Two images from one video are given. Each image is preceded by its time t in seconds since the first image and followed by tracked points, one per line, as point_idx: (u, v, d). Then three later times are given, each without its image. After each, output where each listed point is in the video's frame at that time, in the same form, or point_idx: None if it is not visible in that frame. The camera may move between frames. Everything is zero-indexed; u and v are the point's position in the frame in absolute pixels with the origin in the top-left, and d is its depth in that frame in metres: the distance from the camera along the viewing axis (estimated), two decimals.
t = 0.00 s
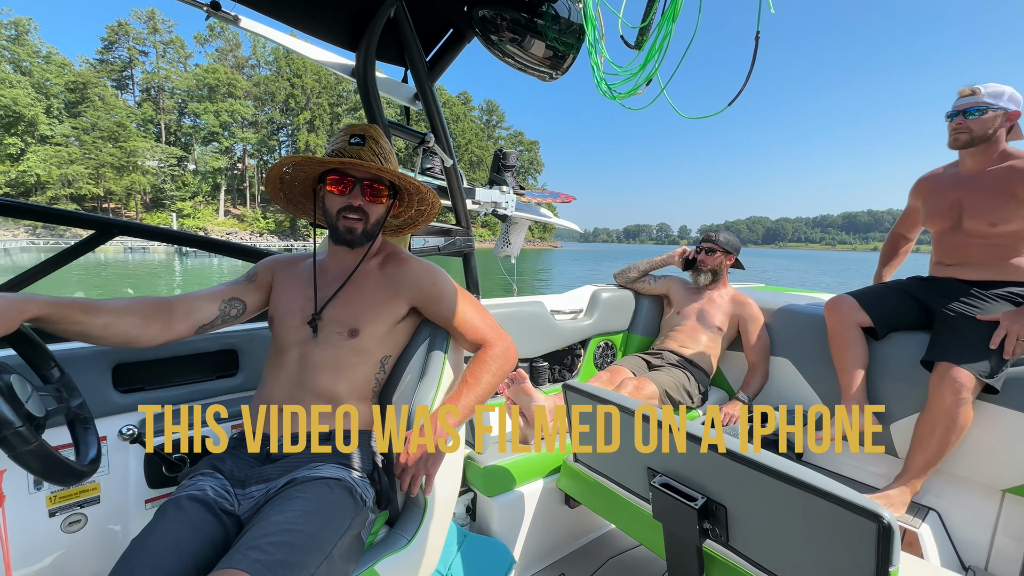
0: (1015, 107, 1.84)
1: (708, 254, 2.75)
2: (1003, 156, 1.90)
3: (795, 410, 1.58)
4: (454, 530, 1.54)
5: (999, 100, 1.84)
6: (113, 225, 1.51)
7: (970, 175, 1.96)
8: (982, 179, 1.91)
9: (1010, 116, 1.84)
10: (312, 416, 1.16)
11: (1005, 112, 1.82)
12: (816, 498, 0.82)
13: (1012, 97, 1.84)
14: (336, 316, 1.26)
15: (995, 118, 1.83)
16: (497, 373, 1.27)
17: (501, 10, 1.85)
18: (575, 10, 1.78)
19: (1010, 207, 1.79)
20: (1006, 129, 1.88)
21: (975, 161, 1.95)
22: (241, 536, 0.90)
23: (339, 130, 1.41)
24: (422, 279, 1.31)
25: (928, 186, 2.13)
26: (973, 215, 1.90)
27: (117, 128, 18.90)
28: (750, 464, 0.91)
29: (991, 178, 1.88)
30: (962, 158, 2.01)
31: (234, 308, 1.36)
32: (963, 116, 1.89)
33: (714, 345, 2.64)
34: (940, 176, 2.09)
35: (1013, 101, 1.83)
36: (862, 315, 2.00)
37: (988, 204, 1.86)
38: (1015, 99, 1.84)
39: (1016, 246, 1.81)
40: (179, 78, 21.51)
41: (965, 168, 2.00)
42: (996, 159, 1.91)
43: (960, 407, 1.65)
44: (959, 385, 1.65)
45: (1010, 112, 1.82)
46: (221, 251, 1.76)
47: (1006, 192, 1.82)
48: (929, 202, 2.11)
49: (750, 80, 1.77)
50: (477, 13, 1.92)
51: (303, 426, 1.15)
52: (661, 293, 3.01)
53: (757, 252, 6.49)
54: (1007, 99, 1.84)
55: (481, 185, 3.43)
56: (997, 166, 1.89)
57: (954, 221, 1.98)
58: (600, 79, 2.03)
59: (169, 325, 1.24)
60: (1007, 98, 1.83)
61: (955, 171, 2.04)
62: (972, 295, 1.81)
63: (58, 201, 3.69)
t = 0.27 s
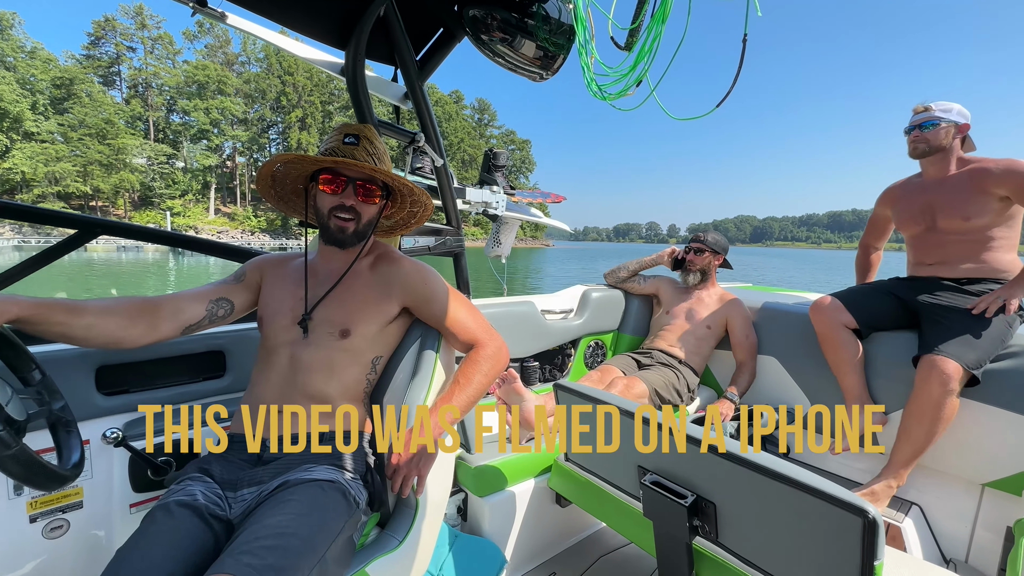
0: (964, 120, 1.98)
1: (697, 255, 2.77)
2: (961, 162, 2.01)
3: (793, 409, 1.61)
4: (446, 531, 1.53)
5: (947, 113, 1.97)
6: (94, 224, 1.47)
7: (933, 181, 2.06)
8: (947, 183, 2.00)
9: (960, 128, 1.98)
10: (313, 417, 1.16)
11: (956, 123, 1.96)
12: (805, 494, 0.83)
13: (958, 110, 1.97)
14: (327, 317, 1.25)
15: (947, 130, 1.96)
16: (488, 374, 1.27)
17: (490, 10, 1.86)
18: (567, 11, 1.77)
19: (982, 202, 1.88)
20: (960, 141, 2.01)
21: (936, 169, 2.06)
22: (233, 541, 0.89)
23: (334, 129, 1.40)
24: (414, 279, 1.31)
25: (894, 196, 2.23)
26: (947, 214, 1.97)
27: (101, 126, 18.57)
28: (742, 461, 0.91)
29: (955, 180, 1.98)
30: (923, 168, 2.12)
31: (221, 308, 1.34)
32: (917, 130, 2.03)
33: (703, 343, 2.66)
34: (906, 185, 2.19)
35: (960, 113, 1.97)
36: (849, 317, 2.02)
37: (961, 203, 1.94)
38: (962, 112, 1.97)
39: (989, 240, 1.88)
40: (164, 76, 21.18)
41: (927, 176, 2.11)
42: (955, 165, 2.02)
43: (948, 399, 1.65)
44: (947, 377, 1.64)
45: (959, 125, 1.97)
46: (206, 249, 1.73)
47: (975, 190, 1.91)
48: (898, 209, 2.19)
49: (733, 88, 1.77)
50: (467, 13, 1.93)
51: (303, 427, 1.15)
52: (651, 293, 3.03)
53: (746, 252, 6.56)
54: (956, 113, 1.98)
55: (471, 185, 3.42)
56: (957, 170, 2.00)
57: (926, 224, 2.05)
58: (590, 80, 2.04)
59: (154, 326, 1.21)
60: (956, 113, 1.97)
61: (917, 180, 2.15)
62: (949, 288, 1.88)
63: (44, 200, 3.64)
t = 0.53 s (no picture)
0: (940, 126, 2.00)
1: (688, 255, 2.80)
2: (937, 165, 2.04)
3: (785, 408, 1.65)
4: (437, 539, 1.49)
5: (924, 119, 2.00)
6: (69, 226, 1.46)
7: (910, 183, 2.10)
8: (924, 185, 2.03)
9: (936, 133, 2.00)
10: (313, 416, 1.14)
11: (932, 130, 1.98)
12: (800, 497, 0.82)
13: (936, 117, 2.00)
14: (310, 320, 1.22)
15: (922, 136, 1.98)
16: (478, 377, 1.25)
17: (479, 6, 1.86)
18: (556, 8, 1.77)
19: (958, 204, 1.91)
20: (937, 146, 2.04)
21: (911, 174, 2.08)
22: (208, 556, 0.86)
23: (330, 128, 1.39)
24: (401, 281, 1.28)
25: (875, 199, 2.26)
26: (925, 216, 2.00)
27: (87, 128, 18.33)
28: (736, 464, 0.91)
29: (931, 184, 2.01)
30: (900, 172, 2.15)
31: (199, 313, 1.31)
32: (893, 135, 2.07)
33: (694, 344, 2.66)
34: (886, 187, 2.22)
35: (937, 121, 1.99)
36: (836, 314, 2.05)
37: (939, 204, 1.97)
38: (939, 120, 1.99)
39: (967, 239, 1.91)
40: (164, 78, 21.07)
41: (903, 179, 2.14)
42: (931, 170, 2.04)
43: (942, 394, 1.67)
44: (942, 372, 1.66)
45: (934, 130, 1.98)
46: (183, 251, 1.72)
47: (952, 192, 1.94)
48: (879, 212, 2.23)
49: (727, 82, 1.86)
50: (455, 9, 1.92)
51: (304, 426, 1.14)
52: (642, 294, 3.03)
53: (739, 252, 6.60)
54: (933, 120, 2.00)
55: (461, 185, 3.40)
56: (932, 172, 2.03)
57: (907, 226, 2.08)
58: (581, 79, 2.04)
59: (129, 331, 1.18)
60: (931, 119, 1.99)
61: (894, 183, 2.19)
62: (932, 287, 1.91)
63: (35, 204, 3.59)
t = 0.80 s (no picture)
0: (936, 123, 1.99)
1: (686, 258, 2.76)
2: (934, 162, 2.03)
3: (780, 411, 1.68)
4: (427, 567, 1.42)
5: (922, 116, 1.99)
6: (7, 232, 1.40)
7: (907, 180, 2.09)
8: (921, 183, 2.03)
9: (933, 130, 1.99)
10: (313, 417, 1.11)
11: (929, 127, 1.97)
12: (826, 527, 0.78)
13: (936, 114, 1.98)
14: (280, 335, 1.14)
15: (918, 132, 1.97)
16: (467, 396, 1.18)
17: None
18: None
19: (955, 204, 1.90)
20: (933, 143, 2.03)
21: (909, 172, 2.08)
22: None
23: (317, 126, 1.32)
24: (382, 290, 1.21)
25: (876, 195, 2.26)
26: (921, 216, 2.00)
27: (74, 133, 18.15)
28: (756, 491, 0.86)
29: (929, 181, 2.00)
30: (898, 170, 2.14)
31: (155, 327, 1.23)
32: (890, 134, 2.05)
33: (689, 351, 2.61)
34: (884, 186, 2.22)
35: (937, 118, 1.98)
36: (844, 323, 2.01)
37: (934, 205, 1.96)
38: (938, 117, 1.98)
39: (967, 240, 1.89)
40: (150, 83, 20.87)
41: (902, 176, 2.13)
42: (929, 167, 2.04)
43: (951, 400, 1.64)
44: (948, 376, 1.63)
45: (931, 127, 1.98)
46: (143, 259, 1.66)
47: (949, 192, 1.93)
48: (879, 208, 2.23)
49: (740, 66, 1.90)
50: None
51: (304, 427, 1.09)
52: (638, 299, 2.99)
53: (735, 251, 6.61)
54: (931, 116, 1.98)
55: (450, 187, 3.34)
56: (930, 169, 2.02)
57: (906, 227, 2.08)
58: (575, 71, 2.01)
59: (71, 349, 1.10)
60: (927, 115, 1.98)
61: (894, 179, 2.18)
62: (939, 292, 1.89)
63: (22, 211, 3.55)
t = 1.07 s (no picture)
0: (946, 115, 2.00)
1: (687, 259, 2.73)
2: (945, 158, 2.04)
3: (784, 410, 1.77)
4: None
5: (930, 108, 2.00)
6: None
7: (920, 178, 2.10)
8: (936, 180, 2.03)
9: (943, 123, 2.00)
10: (313, 416, 1.08)
11: (938, 119, 1.98)
12: (881, 560, 0.70)
13: (945, 106, 1.99)
14: (254, 346, 1.07)
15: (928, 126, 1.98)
16: (467, 408, 1.10)
17: None
18: None
19: (974, 201, 1.91)
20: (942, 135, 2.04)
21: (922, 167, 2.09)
22: None
23: (301, 111, 1.24)
24: (369, 293, 1.14)
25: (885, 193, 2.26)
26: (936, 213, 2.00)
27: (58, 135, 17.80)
28: (798, 516, 0.78)
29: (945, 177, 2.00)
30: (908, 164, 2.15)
31: (108, 338, 1.15)
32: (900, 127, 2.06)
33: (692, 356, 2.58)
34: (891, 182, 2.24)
35: (946, 109, 1.98)
36: (856, 332, 1.96)
37: (949, 202, 1.97)
38: (948, 109, 1.98)
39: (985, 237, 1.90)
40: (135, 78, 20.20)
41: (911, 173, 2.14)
42: (942, 160, 2.05)
43: (979, 407, 1.61)
44: (977, 382, 1.60)
45: (942, 119, 1.98)
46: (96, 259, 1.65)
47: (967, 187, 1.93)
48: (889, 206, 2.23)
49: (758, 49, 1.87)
50: None
51: (304, 428, 1.06)
52: (638, 301, 2.96)
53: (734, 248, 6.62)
54: (940, 107, 1.99)
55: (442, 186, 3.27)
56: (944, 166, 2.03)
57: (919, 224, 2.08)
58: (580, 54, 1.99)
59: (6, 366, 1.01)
60: (937, 108, 1.99)
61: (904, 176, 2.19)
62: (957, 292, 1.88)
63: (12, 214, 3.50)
